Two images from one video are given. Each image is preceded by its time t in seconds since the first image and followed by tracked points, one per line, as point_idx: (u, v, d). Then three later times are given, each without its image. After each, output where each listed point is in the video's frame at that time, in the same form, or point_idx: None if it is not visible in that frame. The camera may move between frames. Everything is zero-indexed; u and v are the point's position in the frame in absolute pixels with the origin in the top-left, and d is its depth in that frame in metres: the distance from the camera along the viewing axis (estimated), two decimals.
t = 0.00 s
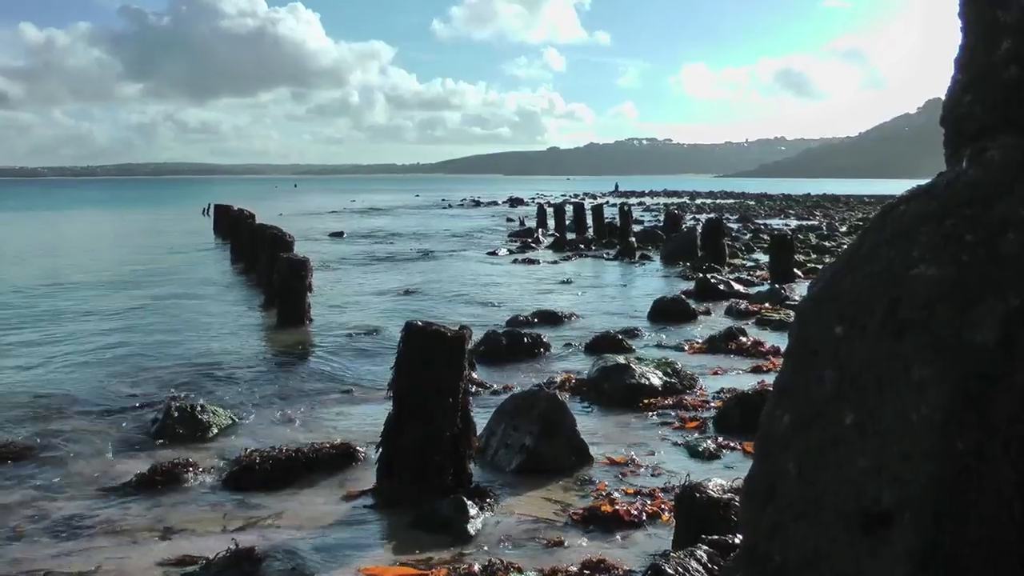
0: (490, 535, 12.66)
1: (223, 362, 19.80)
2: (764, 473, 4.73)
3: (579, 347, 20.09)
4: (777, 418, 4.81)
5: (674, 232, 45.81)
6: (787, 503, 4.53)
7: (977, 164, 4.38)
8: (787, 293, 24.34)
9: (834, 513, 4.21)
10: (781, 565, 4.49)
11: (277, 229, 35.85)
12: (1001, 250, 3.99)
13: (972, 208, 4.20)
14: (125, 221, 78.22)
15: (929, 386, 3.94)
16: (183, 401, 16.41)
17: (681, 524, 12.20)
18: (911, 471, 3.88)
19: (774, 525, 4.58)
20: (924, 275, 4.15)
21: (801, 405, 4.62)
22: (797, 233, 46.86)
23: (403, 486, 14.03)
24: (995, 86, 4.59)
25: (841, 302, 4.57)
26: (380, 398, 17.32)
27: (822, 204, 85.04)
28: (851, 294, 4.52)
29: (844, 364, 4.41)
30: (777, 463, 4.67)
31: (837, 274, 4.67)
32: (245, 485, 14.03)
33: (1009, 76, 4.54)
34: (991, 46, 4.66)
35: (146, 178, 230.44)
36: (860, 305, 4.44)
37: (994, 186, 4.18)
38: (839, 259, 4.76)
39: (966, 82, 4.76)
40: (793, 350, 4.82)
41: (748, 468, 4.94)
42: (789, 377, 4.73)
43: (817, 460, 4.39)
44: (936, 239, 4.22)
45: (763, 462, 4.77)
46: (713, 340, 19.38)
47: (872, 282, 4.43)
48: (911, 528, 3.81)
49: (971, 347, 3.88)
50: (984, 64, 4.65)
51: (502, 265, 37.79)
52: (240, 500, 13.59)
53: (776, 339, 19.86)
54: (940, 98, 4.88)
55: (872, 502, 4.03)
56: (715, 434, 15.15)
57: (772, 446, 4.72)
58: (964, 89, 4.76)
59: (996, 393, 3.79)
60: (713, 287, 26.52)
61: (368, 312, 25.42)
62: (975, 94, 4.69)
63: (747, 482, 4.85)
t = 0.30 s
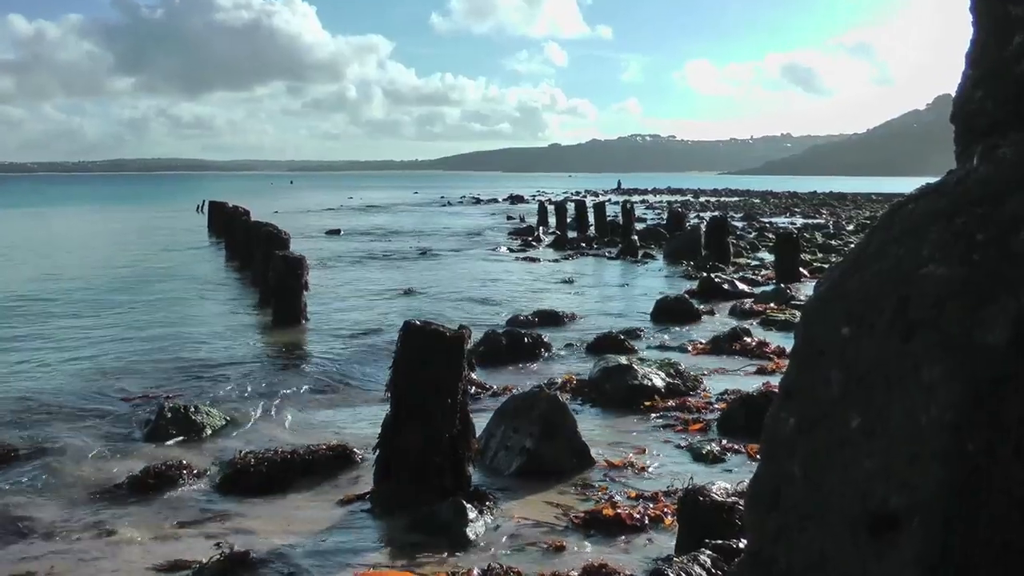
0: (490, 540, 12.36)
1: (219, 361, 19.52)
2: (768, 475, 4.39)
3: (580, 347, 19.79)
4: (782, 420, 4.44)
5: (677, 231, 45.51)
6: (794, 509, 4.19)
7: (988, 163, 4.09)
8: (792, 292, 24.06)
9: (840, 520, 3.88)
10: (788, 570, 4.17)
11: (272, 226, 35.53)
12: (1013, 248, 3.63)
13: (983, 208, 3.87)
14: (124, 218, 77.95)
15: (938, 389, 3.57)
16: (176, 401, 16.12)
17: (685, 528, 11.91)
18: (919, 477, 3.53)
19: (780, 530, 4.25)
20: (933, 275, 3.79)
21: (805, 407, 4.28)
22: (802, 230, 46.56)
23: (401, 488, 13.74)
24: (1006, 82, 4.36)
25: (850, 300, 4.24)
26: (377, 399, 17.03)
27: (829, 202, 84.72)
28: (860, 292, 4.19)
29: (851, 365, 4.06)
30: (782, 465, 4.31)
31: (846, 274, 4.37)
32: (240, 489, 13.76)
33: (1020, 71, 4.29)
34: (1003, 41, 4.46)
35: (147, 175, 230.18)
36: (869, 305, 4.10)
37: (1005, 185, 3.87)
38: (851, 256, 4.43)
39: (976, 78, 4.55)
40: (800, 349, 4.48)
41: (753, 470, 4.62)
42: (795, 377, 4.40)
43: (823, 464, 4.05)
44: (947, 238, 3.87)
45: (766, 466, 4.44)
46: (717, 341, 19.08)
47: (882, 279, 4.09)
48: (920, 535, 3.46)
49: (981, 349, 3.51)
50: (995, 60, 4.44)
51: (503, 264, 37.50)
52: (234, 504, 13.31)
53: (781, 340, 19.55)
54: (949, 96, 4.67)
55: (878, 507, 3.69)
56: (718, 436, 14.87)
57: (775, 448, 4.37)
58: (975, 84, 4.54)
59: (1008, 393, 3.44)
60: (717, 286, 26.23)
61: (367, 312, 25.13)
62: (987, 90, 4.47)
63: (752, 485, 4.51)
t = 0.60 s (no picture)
0: (487, 546, 11.95)
1: (211, 362, 19.09)
2: (774, 480, 4.44)
3: (580, 347, 19.37)
4: (788, 423, 4.49)
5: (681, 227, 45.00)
6: (798, 512, 4.26)
7: (1001, 156, 4.12)
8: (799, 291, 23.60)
9: (850, 528, 3.92)
10: None
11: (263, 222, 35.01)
12: None
13: (994, 204, 3.90)
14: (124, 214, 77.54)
15: (950, 390, 3.61)
16: (165, 403, 15.70)
17: (688, 533, 11.50)
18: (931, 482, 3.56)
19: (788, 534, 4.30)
20: (945, 273, 3.85)
21: (813, 409, 4.30)
22: (809, 227, 46.08)
23: (396, 492, 13.29)
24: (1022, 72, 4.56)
25: (858, 298, 4.26)
26: (372, 401, 16.61)
27: (836, 197, 84.08)
28: (869, 291, 4.20)
29: (860, 366, 4.09)
30: (789, 470, 4.37)
31: (853, 272, 4.37)
32: (229, 494, 13.37)
33: None
34: (1017, 28, 4.74)
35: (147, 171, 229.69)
36: (878, 303, 4.13)
37: None
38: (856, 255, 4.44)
39: (990, 71, 4.78)
40: (806, 348, 4.50)
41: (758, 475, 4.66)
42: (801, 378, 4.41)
43: (833, 468, 4.08)
44: (957, 239, 3.92)
45: (773, 470, 4.48)
46: (722, 341, 18.65)
47: (891, 280, 4.10)
48: (931, 543, 3.52)
49: (995, 350, 3.54)
50: (1011, 51, 4.66)
51: (503, 262, 37.04)
52: (223, 510, 12.92)
53: (788, 341, 19.11)
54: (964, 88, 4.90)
55: (892, 513, 3.71)
56: (723, 438, 14.45)
57: (782, 453, 4.43)
58: (989, 77, 4.77)
59: None
60: (721, 285, 25.81)
61: (363, 311, 24.69)
62: (1001, 82, 4.70)
63: (758, 490, 4.58)
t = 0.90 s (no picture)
0: (485, 556, 11.50)
1: (204, 364, 18.65)
2: (785, 485, 4.92)
3: (583, 350, 18.95)
4: (798, 428, 4.99)
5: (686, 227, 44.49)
6: (808, 515, 4.72)
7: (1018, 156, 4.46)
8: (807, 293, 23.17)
9: (859, 528, 4.37)
10: None
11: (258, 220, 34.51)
12: None
13: (1009, 202, 4.28)
14: (123, 211, 76.96)
15: (962, 392, 4.03)
16: (153, 406, 15.24)
17: (692, 542, 11.06)
18: (941, 482, 3.98)
19: (798, 537, 4.76)
20: (959, 274, 4.28)
21: (825, 411, 4.78)
22: (817, 226, 45.57)
23: (392, 498, 12.90)
24: None
25: (870, 303, 4.74)
26: (368, 404, 16.19)
27: (845, 196, 83.21)
28: (880, 294, 4.69)
29: (871, 369, 4.57)
30: (800, 473, 4.85)
31: (866, 273, 4.86)
32: (221, 500, 12.96)
33: None
34: None
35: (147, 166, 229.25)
36: (890, 304, 4.61)
37: None
38: (866, 261, 4.92)
39: (1008, 66, 5.11)
40: (817, 352, 5.00)
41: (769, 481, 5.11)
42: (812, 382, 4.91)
43: (844, 469, 4.55)
44: (970, 240, 4.34)
45: (785, 471, 4.96)
46: (728, 343, 18.23)
47: (902, 284, 4.57)
48: (943, 550, 3.90)
49: (1009, 352, 3.93)
50: None
51: (504, 261, 36.58)
52: (214, 515, 12.52)
53: (796, 344, 18.67)
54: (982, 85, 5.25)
55: (899, 513, 4.16)
56: (729, 444, 14.04)
57: (794, 456, 4.90)
58: (1006, 73, 5.10)
59: None
60: (727, 286, 25.38)
61: (361, 312, 24.26)
62: (1017, 77, 5.03)
63: (766, 497, 5.05)
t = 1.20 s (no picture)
0: (485, 566, 11.09)
1: (198, 368, 18.25)
2: (793, 494, 4.79)
3: (585, 354, 18.53)
4: (807, 435, 4.85)
5: (692, 226, 44.03)
6: (817, 522, 4.58)
7: None
8: (816, 295, 22.73)
9: (869, 538, 4.23)
10: None
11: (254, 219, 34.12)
12: None
13: None
14: (123, 210, 76.67)
15: (978, 398, 3.88)
16: (142, 411, 14.85)
17: (698, 552, 10.66)
18: (957, 492, 3.82)
19: (807, 547, 4.62)
20: (975, 276, 4.12)
21: (835, 416, 4.65)
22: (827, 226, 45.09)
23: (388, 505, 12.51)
24: None
25: (879, 302, 4.60)
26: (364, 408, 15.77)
27: (854, 195, 82.55)
28: (893, 295, 4.54)
29: (882, 376, 4.43)
30: (808, 481, 4.72)
31: (878, 274, 4.70)
32: (211, 508, 12.53)
33: None
34: None
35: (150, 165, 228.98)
36: (903, 309, 4.44)
37: None
38: (878, 259, 4.76)
39: None
40: (827, 356, 4.85)
41: (778, 489, 4.95)
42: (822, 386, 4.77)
43: (854, 476, 4.42)
44: (987, 240, 4.18)
45: (792, 477, 4.82)
46: (735, 347, 17.80)
47: (916, 285, 4.42)
48: (957, 561, 3.77)
49: None
50: None
51: (508, 262, 36.15)
52: (204, 523, 12.10)
53: (804, 347, 18.24)
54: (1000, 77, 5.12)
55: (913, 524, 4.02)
56: (736, 451, 13.62)
57: (803, 464, 4.77)
58: None
59: None
60: (734, 288, 24.96)
61: (359, 313, 23.85)
62: None
63: (777, 506, 4.89)
